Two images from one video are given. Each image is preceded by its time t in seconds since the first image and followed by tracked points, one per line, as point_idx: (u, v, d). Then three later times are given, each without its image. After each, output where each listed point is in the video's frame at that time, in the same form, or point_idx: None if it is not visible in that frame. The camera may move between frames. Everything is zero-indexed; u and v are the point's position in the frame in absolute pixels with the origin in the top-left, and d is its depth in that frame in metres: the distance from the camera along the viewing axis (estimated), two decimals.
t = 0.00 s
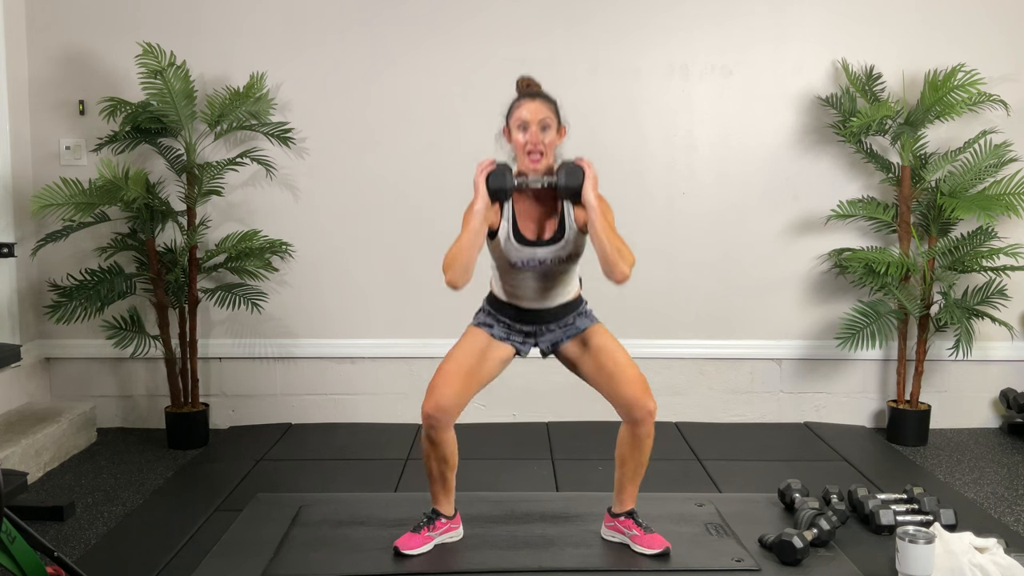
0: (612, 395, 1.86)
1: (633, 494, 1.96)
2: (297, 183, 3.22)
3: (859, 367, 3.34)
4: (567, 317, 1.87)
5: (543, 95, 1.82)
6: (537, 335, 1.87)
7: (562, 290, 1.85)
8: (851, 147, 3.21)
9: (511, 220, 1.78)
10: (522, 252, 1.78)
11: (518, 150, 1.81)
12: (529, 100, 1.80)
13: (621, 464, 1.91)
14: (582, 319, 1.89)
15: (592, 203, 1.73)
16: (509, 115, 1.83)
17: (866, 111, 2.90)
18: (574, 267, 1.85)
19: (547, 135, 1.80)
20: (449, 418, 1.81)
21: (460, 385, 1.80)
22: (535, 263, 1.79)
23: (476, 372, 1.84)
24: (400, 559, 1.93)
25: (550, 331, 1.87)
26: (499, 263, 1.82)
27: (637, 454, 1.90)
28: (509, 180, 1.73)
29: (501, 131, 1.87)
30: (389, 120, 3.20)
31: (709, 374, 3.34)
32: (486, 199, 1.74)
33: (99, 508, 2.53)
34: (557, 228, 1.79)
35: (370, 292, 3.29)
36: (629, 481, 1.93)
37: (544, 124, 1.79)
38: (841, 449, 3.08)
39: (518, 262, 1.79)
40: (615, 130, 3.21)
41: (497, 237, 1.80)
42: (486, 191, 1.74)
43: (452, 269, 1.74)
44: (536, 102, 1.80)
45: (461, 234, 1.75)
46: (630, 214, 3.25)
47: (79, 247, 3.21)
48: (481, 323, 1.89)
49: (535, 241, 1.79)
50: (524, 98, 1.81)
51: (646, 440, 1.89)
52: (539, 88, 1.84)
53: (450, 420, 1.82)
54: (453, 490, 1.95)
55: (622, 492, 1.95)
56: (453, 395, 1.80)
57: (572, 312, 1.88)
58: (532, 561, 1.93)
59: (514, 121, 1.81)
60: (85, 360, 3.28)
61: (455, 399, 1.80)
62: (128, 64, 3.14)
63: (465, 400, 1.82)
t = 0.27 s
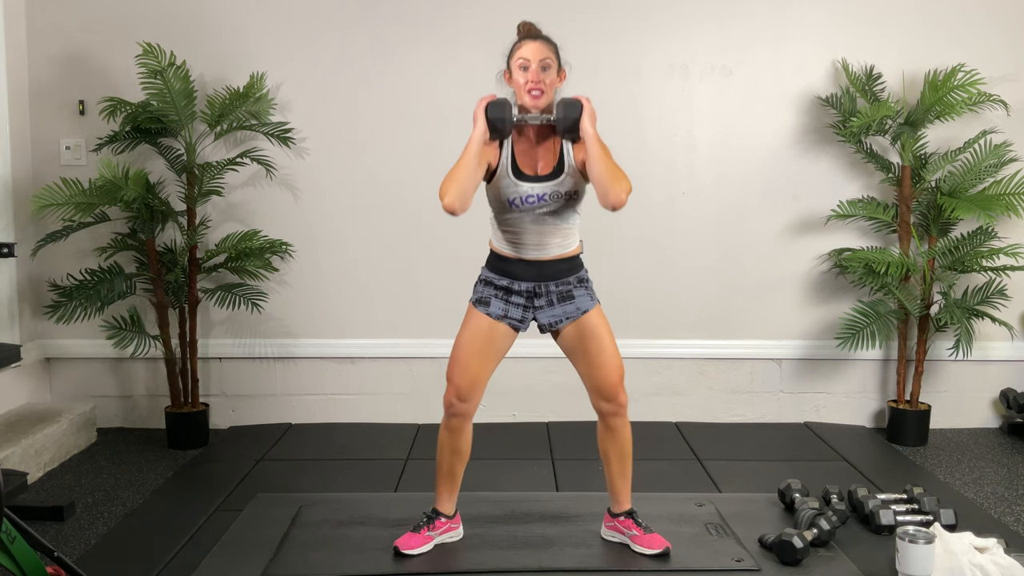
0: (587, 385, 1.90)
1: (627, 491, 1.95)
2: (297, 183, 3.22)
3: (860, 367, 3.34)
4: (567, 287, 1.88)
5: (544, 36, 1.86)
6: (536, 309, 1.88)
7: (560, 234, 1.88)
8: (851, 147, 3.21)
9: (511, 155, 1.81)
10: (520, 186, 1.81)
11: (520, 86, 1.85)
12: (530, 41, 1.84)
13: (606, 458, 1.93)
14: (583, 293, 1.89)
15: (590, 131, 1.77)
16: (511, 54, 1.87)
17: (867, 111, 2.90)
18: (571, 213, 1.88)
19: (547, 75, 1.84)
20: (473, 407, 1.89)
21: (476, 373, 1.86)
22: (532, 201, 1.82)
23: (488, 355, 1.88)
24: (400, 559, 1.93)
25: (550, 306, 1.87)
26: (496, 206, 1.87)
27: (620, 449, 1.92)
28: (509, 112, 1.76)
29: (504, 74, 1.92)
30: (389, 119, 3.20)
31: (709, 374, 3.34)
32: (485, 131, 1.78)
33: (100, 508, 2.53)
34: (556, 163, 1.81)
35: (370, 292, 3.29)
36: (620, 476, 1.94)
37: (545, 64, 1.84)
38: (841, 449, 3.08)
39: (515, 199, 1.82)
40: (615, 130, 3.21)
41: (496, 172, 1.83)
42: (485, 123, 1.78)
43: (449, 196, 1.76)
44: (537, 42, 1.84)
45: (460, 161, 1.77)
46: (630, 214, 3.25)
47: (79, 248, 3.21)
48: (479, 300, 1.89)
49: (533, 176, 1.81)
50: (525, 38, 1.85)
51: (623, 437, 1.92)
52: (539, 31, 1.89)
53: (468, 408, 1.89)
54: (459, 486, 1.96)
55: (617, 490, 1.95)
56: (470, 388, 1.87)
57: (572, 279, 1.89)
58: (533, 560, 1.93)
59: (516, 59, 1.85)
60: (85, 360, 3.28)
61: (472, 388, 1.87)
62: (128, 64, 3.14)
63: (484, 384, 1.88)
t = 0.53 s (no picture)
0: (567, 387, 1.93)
1: (623, 491, 1.95)
2: (297, 183, 3.22)
3: (860, 367, 3.34)
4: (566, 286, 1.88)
5: (544, 29, 1.87)
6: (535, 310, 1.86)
7: (559, 223, 1.88)
8: (851, 147, 3.21)
9: (511, 142, 1.83)
10: (520, 171, 1.82)
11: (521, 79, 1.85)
12: (531, 34, 1.85)
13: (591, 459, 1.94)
14: (581, 294, 1.88)
15: (591, 115, 1.78)
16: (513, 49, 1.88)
17: (866, 111, 2.91)
18: (571, 201, 1.88)
19: (548, 67, 1.85)
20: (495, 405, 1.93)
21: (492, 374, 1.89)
22: (532, 185, 1.82)
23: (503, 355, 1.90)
24: (400, 559, 1.93)
25: (549, 307, 1.86)
26: (496, 191, 1.87)
27: (605, 449, 1.93)
28: (511, 100, 1.77)
29: (505, 68, 1.93)
30: (389, 119, 3.20)
31: (709, 374, 3.34)
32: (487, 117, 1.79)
33: (100, 508, 2.53)
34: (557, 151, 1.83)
35: (370, 292, 3.29)
36: (612, 476, 1.93)
37: (546, 56, 1.84)
38: (841, 448, 3.08)
39: (516, 183, 1.83)
40: (615, 130, 3.21)
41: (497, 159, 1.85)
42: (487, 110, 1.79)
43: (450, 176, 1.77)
44: (539, 34, 1.85)
45: (461, 143, 1.78)
46: (630, 214, 3.25)
47: (79, 248, 3.21)
48: (479, 304, 1.89)
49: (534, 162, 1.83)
50: (525, 32, 1.86)
51: (606, 437, 1.92)
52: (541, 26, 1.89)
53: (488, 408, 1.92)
54: (464, 486, 1.97)
55: (612, 490, 1.95)
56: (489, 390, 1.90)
57: (572, 277, 1.89)
58: (533, 560, 1.93)
59: (517, 53, 1.85)
60: (85, 360, 3.28)
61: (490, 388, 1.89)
62: (128, 64, 3.14)
63: (501, 385, 1.91)
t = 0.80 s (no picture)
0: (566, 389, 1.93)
1: (623, 491, 1.95)
2: (297, 183, 3.22)
3: (860, 367, 3.34)
4: (565, 287, 1.88)
5: (544, 31, 1.87)
6: (535, 311, 1.86)
7: (560, 222, 1.88)
8: (851, 147, 3.21)
9: (511, 142, 1.83)
10: (521, 169, 1.82)
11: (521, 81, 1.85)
12: (530, 36, 1.86)
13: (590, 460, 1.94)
14: (581, 296, 1.88)
15: (590, 113, 1.78)
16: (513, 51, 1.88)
17: (866, 111, 2.91)
18: (572, 200, 1.89)
19: (548, 68, 1.85)
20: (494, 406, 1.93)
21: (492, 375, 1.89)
22: (533, 182, 1.82)
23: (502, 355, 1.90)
24: (400, 559, 1.93)
25: (549, 309, 1.86)
26: (496, 189, 1.87)
27: (604, 450, 1.92)
28: (511, 100, 1.77)
29: (505, 70, 1.93)
30: (389, 119, 3.20)
31: (709, 374, 3.34)
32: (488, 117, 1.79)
33: (100, 508, 2.53)
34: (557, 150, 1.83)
35: (370, 292, 3.29)
36: (612, 477, 1.93)
37: (546, 58, 1.84)
38: (841, 449, 3.08)
39: (516, 180, 1.83)
40: (615, 130, 3.21)
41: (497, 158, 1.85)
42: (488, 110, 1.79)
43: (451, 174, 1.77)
44: (538, 36, 1.85)
45: (462, 142, 1.78)
46: (630, 214, 3.25)
47: (79, 248, 3.21)
48: (479, 305, 1.88)
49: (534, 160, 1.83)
50: (525, 34, 1.86)
51: (604, 438, 1.92)
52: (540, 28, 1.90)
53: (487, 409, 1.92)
54: (464, 486, 1.97)
55: (611, 491, 1.95)
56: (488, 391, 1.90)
57: (572, 278, 1.89)
58: (533, 560, 1.93)
59: (517, 55, 1.86)
60: (85, 360, 3.28)
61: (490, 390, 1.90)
62: (128, 64, 3.14)
63: (500, 385, 1.91)
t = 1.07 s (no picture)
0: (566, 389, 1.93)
1: (623, 491, 1.95)
2: (297, 183, 3.22)
3: (860, 367, 3.34)
4: (566, 287, 1.88)
5: (544, 32, 1.87)
6: (535, 310, 1.86)
7: (559, 222, 1.88)
8: (851, 147, 3.21)
9: (511, 141, 1.83)
10: (521, 168, 1.82)
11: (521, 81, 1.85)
12: (531, 36, 1.86)
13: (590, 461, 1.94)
14: (581, 297, 1.88)
15: (590, 114, 1.78)
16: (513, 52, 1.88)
17: (866, 111, 2.91)
18: (571, 200, 1.88)
19: (548, 69, 1.85)
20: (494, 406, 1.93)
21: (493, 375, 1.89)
22: (533, 182, 1.82)
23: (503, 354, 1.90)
24: (400, 559, 1.93)
25: (549, 309, 1.85)
26: (496, 189, 1.87)
27: (604, 450, 1.92)
28: (512, 100, 1.77)
29: (505, 70, 1.93)
30: (389, 119, 3.20)
31: (709, 374, 3.34)
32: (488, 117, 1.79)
33: (100, 508, 2.53)
34: (557, 150, 1.83)
35: (371, 292, 3.29)
36: (612, 477, 1.93)
37: (546, 58, 1.85)
38: (841, 449, 3.08)
39: (516, 180, 1.83)
40: (615, 130, 3.20)
41: (497, 158, 1.85)
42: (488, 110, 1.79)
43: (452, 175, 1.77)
44: (538, 37, 1.85)
45: (462, 143, 1.78)
46: (630, 213, 3.25)
47: (79, 248, 3.21)
48: (478, 305, 1.88)
49: (534, 160, 1.83)
50: (525, 35, 1.86)
51: (604, 438, 1.92)
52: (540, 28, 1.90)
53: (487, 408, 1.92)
54: (463, 486, 1.97)
55: (611, 491, 1.95)
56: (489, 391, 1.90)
57: (572, 278, 1.89)
58: (533, 560, 1.93)
59: (518, 55, 1.86)
60: (85, 360, 3.28)
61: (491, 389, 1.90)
62: (128, 64, 3.14)
63: (500, 385, 1.91)
